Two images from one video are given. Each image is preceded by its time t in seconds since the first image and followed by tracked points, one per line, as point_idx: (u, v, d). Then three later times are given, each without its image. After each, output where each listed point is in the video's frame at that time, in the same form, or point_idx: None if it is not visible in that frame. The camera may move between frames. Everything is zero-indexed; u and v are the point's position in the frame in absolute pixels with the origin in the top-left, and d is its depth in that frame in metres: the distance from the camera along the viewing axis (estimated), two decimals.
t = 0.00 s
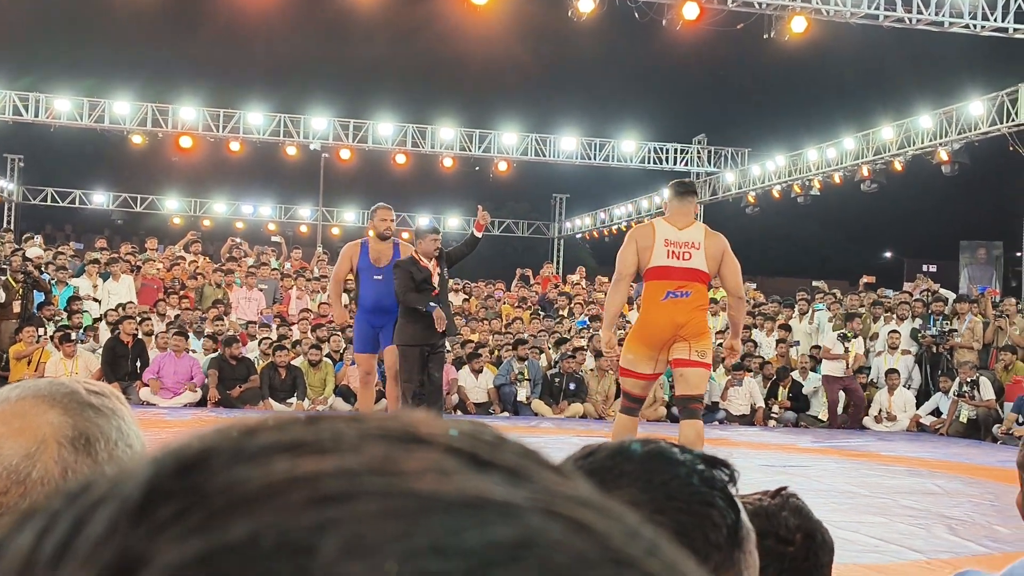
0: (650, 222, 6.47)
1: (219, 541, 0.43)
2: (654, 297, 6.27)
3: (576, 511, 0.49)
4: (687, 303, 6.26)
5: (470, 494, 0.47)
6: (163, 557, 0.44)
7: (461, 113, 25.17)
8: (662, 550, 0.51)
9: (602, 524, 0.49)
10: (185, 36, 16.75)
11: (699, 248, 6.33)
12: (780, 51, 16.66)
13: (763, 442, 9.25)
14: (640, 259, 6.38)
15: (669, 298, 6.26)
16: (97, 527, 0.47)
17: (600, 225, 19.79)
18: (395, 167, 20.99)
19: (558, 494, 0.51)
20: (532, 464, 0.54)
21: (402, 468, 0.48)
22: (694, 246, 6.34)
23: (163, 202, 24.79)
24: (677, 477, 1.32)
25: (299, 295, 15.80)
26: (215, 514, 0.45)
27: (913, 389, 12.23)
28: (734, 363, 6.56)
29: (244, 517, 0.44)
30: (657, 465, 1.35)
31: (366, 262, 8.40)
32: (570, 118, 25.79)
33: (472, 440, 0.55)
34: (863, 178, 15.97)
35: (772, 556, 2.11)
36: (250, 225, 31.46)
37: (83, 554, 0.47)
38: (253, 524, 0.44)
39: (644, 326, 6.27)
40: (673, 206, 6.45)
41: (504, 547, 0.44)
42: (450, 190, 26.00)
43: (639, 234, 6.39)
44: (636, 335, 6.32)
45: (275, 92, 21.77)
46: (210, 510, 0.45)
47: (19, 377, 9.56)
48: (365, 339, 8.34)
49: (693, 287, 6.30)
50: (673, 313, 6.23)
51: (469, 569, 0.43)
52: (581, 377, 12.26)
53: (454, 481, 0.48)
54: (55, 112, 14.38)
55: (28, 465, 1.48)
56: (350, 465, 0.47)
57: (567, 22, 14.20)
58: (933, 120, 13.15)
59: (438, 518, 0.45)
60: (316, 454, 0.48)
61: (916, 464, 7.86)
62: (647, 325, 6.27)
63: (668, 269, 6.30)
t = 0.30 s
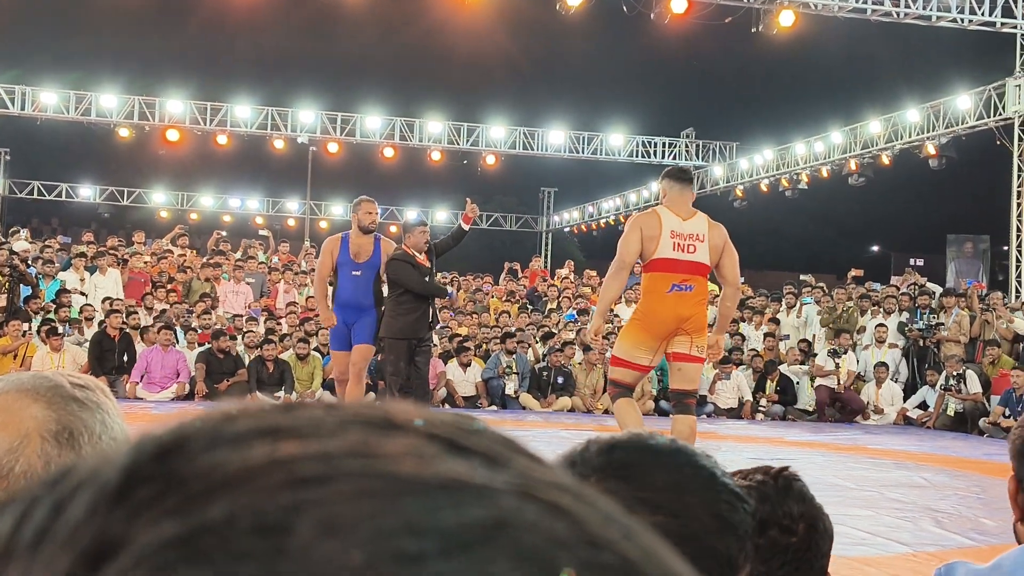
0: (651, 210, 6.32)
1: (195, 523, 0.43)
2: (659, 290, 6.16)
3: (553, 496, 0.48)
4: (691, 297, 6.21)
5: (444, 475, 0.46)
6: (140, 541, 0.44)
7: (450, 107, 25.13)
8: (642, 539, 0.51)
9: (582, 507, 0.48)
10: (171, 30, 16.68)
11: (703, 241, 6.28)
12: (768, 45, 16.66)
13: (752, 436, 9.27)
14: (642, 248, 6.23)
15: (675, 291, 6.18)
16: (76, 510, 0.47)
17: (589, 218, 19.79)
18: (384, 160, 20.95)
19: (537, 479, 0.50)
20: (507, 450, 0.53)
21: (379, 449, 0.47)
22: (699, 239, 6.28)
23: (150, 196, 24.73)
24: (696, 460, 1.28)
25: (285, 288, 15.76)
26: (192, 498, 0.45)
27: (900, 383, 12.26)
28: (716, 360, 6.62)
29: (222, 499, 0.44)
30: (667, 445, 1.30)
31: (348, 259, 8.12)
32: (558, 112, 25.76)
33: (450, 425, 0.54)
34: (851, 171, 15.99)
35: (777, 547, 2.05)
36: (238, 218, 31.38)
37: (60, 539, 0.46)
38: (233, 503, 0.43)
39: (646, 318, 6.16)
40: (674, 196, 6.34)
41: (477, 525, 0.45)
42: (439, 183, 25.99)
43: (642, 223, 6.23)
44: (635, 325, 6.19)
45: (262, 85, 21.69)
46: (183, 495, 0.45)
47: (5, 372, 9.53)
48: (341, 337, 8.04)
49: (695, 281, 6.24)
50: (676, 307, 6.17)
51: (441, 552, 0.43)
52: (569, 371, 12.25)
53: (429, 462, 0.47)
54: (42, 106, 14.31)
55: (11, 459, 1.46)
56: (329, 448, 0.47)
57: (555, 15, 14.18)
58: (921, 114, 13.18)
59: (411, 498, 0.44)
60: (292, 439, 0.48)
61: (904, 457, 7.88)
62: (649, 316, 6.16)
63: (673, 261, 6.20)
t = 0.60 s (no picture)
0: (648, 207, 6.28)
1: (194, 503, 0.43)
2: (669, 287, 6.15)
3: (550, 480, 0.49)
4: (695, 294, 6.24)
5: (443, 457, 0.47)
6: (137, 522, 0.44)
7: (452, 107, 25.14)
8: (638, 529, 0.51)
9: (576, 492, 0.49)
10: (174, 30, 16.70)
11: (703, 237, 6.30)
12: (770, 45, 16.67)
13: (754, 436, 9.26)
14: (645, 247, 6.18)
15: (682, 288, 6.19)
16: (76, 493, 0.47)
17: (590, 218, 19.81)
18: (386, 160, 20.98)
19: (534, 464, 0.51)
20: (504, 439, 0.54)
21: (377, 434, 0.48)
22: (699, 234, 6.29)
23: (153, 196, 24.75)
24: (719, 461, 1.39)
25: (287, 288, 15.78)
26: (188, 481, 0.45)
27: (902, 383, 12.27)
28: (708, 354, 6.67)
29: (220, 480, 0.44)
30: (689, 445, 1.41)
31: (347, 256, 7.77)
32: (560, 113, 25.77)
33: (450, 414, 0.55)
34: (852, 172, 15.99)
35: (835, 557, 2.10)
36: (241, 218, 31.40)
37: (58, 522, 0.47)
38: (231, 483, 0.44)
39: (657, 317, 6.13)
40: (669, 192, 6.33)
41: (472, 508, 0.45)
42: (441, 183, 26.01)
43: (643, 222, 6.19)
44: (645, 325, 6.15)
45: (264, 85, 21.72)
46: (182, 476, 0.45)
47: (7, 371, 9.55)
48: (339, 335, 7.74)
49: (698, 275, 6.28)
50: (685, 303, 6.18)
51: (439, 533, 0.44)
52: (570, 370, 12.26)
53: (424, 446, 0.48)
54: (44, 106, 14.33)
55: (10, 455, 1.46)
56: (327, 432, 0.48)
57: (557, 15, 14.19)
58: (922, 114, 13.19)
59: (409, 477, 0.45)
60: (293, 423, 0.48)
61: (906, 457, 7.89)
62: (660, 314, 6.13)
63: (678, 258, 6.20)
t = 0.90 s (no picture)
0: (647, 210, 6.22)
1: (224, 507, 0.43)
2: (671, 291, 6.15)
3: (573, 485, 0.49)
4: (696, 297, 6.24)
5: (471, 463, 0.46)
6: (165, 524, 0.43)
7: (453, 109, 25.18)
8: (664, 534, 0.51)
9: (599, 494, 0.49)
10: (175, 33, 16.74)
11: (703, 238, 6.28)
12: (772, 46, 16.67)
13: (756, 437, 9.24)
14: (646, 251, 6.15)
15: (684, 292, 6.19)
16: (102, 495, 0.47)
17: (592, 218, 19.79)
18: (388, 161, 21.00)
19: (559, 467, 0.51)
20: (525, 441, 0.53)
21: (403, 435, 0.48)
22: (698, 236, 6.27)
23: (155, 197, 24.82)
24: (736, 462, 1.40)
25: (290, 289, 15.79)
26: (216, 486, 0.45)
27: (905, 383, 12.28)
28: (704, 352, 6.70)
29: (247, 485, 0.44)
30: (707, 447, 1.43)
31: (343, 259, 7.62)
32: (561, 113, 25.79)
33: (474, 417, 0.55)
34: (853, 172, 15.96)
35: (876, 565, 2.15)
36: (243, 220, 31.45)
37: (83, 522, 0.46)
38: (259, 490, 0.43)
39: (659, 321, 6.14)
40: (667, 194, 6.28)
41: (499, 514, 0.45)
42: (443, 185, 26.03)
43: (644, 227, 6.13)
44: (645, 330, 6.15)
45: (265, 87, 21.78)
46: (209, 479, 0.45)
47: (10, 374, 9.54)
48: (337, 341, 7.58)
49: (699, 277, 6.27)
50: (687, 306, 6.18)
51: (469, 539, 0.44)
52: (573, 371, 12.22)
53: (448, 448, 0.47)
54: (46, 109, 14.36)
55: (15, 460, 1.45)
56: (349, 436, 0.47)
57: (558, 16, 14.22)
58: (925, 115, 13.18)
59: (438, 481, 0.45)
60: (316, 428, 0.48)
61: (909, 457, 7.89)
62: (661, 318, 6.13)
63: (679, 261, 6.18)
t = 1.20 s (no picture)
0: (648, 214, 6.19)
1: (245, 507, 0.42)
2: (679, 295, 6.15)
3: (603, 493, 0.48)
4: (700, 298, 6.25)
5: (490, 467, 0.46)
6: (186, 524, 0.43)
7: (454, 113, 25.20)
8: (686, 538, 0.50)
9: (623, 501, 0.49)
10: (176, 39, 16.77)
11: (703, 239, 6.29)
12: (772, 48, 16.68)
13: (760, 439, 9.24)
14: (651, 254, 6.12)
15: (690, 294, 6.20)
16: (130, 492, 0.46)
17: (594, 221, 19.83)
18: (390, 165, 21.01)
19: (580, 477, 0.50)
20: (548, 450, 0.53)
21: (423, 442, 0.47)
22: (698, 237, 6.27)
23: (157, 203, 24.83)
24: (744, 465, 1.40)
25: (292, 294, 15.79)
26: (240, 488, 0.44)
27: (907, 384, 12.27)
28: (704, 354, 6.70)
29: (268, 486, 0.43)
30: (713, 449, 1.42)
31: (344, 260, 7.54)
32: (562, 116, 25.82)
33: (489, 422, 0.54)
34: (855, 173, 15.98)
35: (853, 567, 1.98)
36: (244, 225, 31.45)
37: (105, 523, 0.46)
38: (281, 492, 0.43)
39: (666, 327, 6.13)
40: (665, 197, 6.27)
41: (521, 521, 0.44)
42: (445, 189, 26.03)
43: (647, 230, 6.10)
44: (651, 335, 6.13)
45: (266, 92, 21.80)
46: (232, 480, 0.44)
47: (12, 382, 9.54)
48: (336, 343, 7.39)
49: (702, 279, 6.28)
50: (693, 308, 6.19)
51: (493, 544, 0.43)
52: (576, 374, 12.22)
53: (475, 457, 0.47)
54: (48, 116, 14.38)
55: (21, 467, 1.45)
56: (374, 442, 0.47)
57: (558, 19, 14.24)
58: (926, 116, 13.19)
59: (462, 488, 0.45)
60: (333, 431, 0.47)
61: (913, 458, 7.87)
62: (668, 322, 6.13)
63: (683, 263, 6.18)
